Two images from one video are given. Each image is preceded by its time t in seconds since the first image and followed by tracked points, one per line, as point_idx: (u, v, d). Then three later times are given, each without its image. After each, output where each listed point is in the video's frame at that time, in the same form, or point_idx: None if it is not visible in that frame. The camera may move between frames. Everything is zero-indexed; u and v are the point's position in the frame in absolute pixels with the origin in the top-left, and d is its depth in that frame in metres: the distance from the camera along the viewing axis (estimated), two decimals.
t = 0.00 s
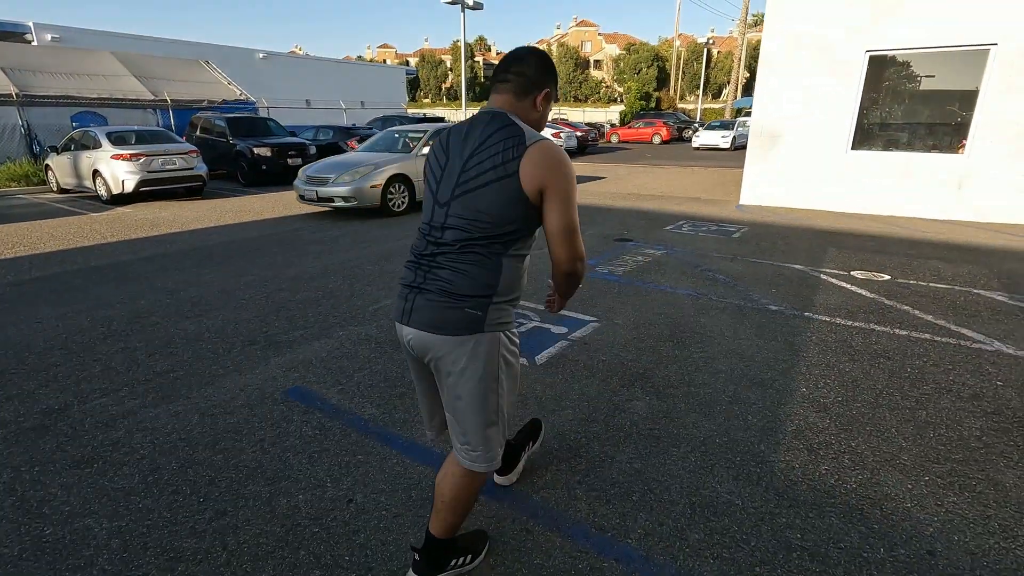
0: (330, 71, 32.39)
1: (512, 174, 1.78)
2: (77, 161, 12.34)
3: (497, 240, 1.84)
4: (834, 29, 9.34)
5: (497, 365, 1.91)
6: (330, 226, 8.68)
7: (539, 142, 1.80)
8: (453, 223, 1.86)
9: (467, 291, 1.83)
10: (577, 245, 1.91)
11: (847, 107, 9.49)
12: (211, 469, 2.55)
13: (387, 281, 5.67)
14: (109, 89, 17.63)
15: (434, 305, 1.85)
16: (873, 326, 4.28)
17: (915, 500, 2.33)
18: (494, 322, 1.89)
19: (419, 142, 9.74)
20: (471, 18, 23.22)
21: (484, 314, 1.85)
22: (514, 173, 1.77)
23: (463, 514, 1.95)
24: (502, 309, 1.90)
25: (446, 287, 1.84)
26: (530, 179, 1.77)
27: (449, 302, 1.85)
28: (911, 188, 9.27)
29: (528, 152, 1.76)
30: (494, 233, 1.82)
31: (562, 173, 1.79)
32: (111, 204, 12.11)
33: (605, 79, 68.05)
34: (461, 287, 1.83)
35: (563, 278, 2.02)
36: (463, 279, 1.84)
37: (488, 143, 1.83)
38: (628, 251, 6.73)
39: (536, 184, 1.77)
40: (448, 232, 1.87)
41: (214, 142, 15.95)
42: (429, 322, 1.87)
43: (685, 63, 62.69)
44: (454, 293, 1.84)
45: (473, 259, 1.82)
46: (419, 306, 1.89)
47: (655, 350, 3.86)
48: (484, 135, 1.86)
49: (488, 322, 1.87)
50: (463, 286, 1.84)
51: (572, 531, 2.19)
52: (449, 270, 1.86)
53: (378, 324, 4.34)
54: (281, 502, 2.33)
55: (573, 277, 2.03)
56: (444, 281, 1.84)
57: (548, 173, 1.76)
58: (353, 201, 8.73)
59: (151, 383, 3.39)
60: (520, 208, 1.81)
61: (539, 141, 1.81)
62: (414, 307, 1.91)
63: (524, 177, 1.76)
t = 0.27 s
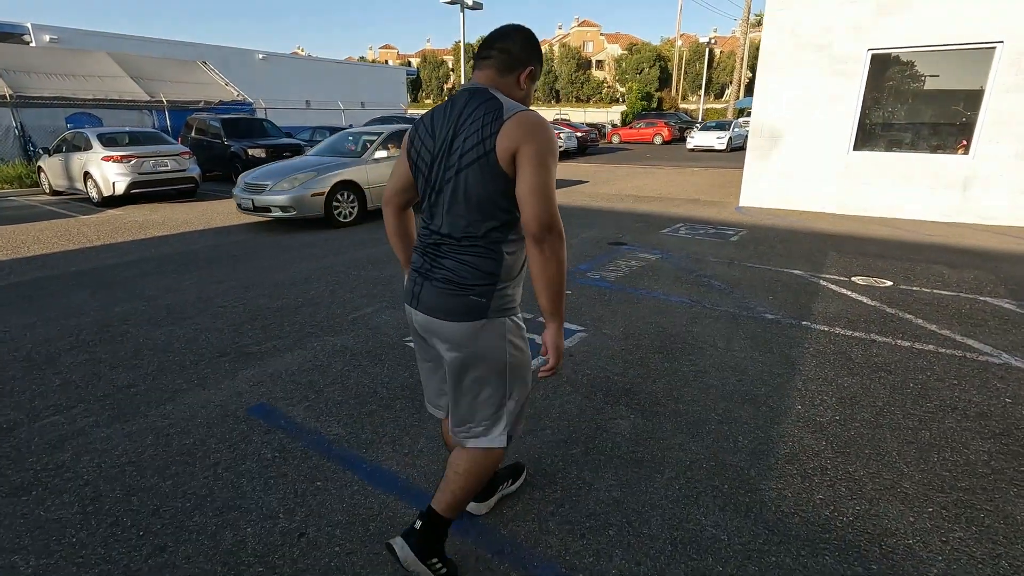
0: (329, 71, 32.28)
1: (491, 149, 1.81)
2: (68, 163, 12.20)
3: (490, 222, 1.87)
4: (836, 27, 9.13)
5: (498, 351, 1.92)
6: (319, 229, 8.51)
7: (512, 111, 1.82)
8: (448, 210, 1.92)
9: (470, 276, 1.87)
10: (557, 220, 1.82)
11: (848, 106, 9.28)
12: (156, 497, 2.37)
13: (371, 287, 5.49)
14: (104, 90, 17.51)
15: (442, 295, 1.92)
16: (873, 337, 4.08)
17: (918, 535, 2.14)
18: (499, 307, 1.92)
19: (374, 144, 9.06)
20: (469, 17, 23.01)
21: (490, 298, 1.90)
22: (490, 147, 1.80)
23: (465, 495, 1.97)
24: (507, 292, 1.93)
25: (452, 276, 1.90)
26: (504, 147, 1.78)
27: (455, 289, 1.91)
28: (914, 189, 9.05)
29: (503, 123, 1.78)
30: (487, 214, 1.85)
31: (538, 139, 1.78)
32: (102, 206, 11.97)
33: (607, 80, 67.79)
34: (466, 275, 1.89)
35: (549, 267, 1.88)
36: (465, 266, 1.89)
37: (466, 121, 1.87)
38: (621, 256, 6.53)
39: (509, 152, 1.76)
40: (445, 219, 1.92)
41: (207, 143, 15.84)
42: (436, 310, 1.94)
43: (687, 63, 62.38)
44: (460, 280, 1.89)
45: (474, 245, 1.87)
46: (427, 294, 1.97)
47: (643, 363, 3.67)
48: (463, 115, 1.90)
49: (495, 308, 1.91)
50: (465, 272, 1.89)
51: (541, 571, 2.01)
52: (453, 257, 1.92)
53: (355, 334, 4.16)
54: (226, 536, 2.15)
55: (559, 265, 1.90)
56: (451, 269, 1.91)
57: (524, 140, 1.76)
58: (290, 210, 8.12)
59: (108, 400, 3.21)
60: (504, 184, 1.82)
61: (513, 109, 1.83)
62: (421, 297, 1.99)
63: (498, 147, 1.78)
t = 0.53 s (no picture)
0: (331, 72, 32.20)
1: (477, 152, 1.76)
2: (62, 164, 12.11)
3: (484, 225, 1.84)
4: (838, 27, 8.93)
5: (504, 354, 1.94)
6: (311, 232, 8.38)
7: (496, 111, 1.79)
8: (442, 215, 1.89)
9: (470, 283, 1.85)
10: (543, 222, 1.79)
11: (850, 106, 9.08)
12: (99, 528, 2.21)
13: (356, 293, 5.34)
14: (102, 91, 17.45)
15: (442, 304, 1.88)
16: (873, 350, 3.90)
17: None
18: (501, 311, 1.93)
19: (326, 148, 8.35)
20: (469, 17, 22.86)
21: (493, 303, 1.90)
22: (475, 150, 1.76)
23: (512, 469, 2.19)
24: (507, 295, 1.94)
25: (454, 284, 1.87)
26: (490, 148, 1.74)
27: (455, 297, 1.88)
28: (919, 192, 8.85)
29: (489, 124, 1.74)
30: (479, 217, 1.83)
31: (524, 138, 1.73)
32: (95, 208, 11.87)
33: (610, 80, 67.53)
34: (466, 282, 1.86)
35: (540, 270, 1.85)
36: (464, 271, 1.87)
37: (453, 124, 1.84)
38: (615, 261, 6.36)
39: (495, 153, 1.72)
40: (440, 225, 1.90)
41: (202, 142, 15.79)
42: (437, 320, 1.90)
43: (690, 64, 62.08)
44: (461, 288, 1.87)
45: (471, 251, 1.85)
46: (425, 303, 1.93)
47: (630, 377, 3.51)
48: (450, 118, 1.87)
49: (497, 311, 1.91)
50: (465, 279, 1.86)
51: None
52: (452, 266, 1.89)
53: (333, 345, 4.01)
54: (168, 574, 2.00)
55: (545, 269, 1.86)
56: (451, 277, 1.87)
57: (509, 141, 1.72)
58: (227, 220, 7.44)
59: (66, 416, 3.07)
60: (492, 188, 1.79)
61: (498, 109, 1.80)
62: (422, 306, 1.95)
63: (484, 149, 1.74)
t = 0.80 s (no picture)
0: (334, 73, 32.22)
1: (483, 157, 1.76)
2: (58, 165, 12.08)
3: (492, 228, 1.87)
4: (839, 25, 8.77)
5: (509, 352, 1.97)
6: (303, 234, 8.29)
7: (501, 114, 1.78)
8: (453, 219, 1.91)
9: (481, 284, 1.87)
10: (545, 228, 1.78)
11: (852, 105, 8.90)
12: (36, 548, 2.10)
13: (340, 297, 5.23)
14: (102, 92, 17.46)
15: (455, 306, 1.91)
16: (867, 358, 3.75)
17: None
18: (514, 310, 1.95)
19: (267, 151, 7.65)
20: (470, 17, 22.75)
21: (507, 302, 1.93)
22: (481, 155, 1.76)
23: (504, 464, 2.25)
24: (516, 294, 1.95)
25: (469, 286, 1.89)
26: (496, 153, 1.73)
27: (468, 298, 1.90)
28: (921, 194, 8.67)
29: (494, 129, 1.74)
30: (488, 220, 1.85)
31: (528, 142, 1.73)
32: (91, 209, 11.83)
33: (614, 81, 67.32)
34: (483, 279, 1.87)
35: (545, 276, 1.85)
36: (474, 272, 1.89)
37: (461, 128, 1.84)
38: (607, 264, 6.22)
39: (500, 159, 1.72)
40: (452, 229, 1.92)
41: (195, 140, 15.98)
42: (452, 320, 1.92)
43: (695, 64, 61.80)
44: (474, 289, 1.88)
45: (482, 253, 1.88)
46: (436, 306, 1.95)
47: (612, 386, 3.37)
48: (458, 122, 1.87)
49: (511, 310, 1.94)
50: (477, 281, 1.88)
51: None
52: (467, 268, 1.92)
53: (308, 351, 3.90)
54: None
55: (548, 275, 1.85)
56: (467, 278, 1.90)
57: (515, 147, 1.71)
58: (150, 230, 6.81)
59: (23, 425, 2.96)
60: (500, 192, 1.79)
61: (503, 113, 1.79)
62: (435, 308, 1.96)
63: (489, 156, 1.74)
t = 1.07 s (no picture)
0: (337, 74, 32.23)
1: (488, 148, 1.97)
2: (53, 166, 12.09)
3: (487, 214, 2.05)
4: (838, 22, 8.57)
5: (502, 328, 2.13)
6: (291, 235, 8.21)
7: (505, 109, 2.00)
8: (446, 204, 2.08)
9: (470, 265, 2.05)
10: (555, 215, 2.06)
11: (851, 104, 8.69)
12: None
13: (316, 300, 5.12)
14: (103, 94, 17.51)
15: (443, 285, 2.06)
16: (852, 368, 3.58)
17: None
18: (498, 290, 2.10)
19: (180, 158, 6.83)
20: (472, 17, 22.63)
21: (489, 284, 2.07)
22: (485, 147, 1.97)
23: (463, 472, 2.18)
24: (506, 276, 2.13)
25: (454, 265, 2.06)
26: (503, 147, 1.95)
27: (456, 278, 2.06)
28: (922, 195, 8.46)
29: (499, 125, 1.95)
30: (483, 207, 2.04)
31: (532, 138, 1.96)
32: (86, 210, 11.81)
33: (620, 81, 67.03)
34: (465, 263, 2.06)
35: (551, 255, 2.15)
36: (463, 254, 2.06)
37: (461, 119, 2.03)
38: (594, 267, 6.08)
39: (509, 152, 1.94)
40: (443, 213, 2.09)
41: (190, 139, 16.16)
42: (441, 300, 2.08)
43: (701, 64, 61.40)
44: (460, 269, 2.06)
45: (473, 236, 2.06)
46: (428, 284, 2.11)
47: (580, 396, 3.23)
48: (456, 113, 2.05)
49: (492, 291, 2.09)
50: (466, 262, 2.06)
51: None
52: (452, 249, 2.07)
53: (272, 357, 3.79)
54: None
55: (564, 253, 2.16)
56: (452, 259, 2.07)
57: (522, 143, 1.94)
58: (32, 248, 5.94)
59: None
60: (505, 180, 2.00)
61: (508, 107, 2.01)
62: (425, 287, 2.11)
63: (497, 148, 1.95)
